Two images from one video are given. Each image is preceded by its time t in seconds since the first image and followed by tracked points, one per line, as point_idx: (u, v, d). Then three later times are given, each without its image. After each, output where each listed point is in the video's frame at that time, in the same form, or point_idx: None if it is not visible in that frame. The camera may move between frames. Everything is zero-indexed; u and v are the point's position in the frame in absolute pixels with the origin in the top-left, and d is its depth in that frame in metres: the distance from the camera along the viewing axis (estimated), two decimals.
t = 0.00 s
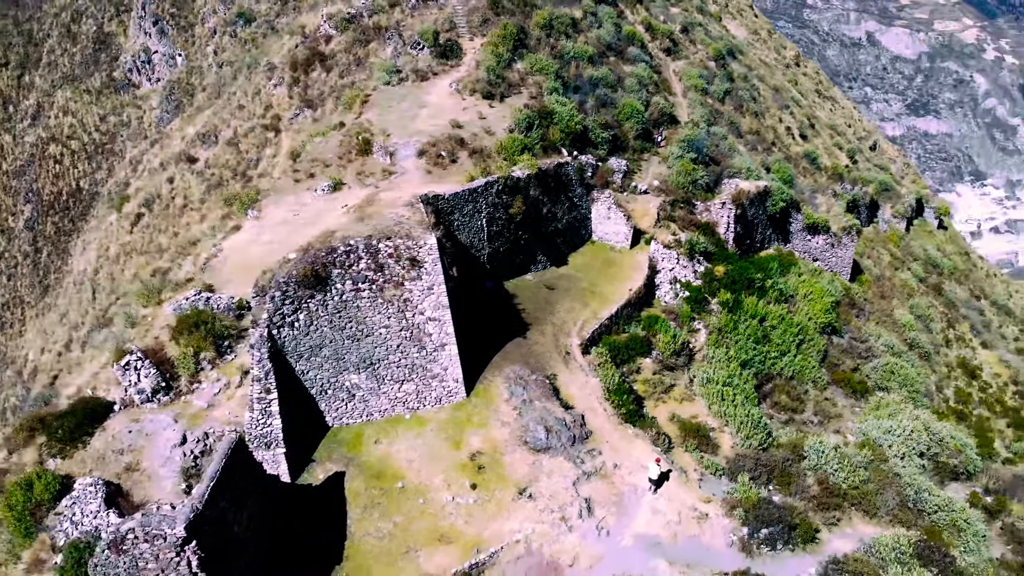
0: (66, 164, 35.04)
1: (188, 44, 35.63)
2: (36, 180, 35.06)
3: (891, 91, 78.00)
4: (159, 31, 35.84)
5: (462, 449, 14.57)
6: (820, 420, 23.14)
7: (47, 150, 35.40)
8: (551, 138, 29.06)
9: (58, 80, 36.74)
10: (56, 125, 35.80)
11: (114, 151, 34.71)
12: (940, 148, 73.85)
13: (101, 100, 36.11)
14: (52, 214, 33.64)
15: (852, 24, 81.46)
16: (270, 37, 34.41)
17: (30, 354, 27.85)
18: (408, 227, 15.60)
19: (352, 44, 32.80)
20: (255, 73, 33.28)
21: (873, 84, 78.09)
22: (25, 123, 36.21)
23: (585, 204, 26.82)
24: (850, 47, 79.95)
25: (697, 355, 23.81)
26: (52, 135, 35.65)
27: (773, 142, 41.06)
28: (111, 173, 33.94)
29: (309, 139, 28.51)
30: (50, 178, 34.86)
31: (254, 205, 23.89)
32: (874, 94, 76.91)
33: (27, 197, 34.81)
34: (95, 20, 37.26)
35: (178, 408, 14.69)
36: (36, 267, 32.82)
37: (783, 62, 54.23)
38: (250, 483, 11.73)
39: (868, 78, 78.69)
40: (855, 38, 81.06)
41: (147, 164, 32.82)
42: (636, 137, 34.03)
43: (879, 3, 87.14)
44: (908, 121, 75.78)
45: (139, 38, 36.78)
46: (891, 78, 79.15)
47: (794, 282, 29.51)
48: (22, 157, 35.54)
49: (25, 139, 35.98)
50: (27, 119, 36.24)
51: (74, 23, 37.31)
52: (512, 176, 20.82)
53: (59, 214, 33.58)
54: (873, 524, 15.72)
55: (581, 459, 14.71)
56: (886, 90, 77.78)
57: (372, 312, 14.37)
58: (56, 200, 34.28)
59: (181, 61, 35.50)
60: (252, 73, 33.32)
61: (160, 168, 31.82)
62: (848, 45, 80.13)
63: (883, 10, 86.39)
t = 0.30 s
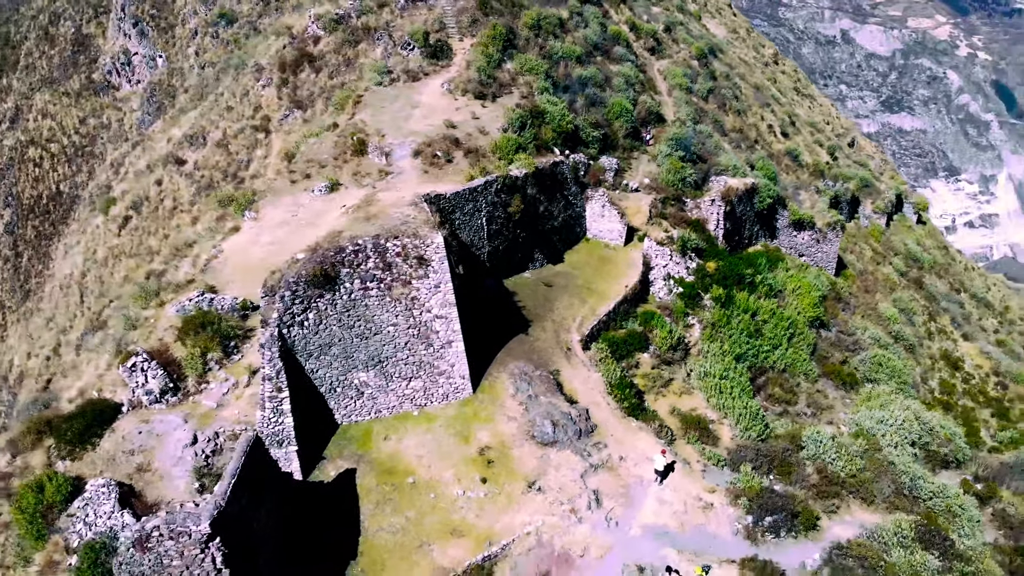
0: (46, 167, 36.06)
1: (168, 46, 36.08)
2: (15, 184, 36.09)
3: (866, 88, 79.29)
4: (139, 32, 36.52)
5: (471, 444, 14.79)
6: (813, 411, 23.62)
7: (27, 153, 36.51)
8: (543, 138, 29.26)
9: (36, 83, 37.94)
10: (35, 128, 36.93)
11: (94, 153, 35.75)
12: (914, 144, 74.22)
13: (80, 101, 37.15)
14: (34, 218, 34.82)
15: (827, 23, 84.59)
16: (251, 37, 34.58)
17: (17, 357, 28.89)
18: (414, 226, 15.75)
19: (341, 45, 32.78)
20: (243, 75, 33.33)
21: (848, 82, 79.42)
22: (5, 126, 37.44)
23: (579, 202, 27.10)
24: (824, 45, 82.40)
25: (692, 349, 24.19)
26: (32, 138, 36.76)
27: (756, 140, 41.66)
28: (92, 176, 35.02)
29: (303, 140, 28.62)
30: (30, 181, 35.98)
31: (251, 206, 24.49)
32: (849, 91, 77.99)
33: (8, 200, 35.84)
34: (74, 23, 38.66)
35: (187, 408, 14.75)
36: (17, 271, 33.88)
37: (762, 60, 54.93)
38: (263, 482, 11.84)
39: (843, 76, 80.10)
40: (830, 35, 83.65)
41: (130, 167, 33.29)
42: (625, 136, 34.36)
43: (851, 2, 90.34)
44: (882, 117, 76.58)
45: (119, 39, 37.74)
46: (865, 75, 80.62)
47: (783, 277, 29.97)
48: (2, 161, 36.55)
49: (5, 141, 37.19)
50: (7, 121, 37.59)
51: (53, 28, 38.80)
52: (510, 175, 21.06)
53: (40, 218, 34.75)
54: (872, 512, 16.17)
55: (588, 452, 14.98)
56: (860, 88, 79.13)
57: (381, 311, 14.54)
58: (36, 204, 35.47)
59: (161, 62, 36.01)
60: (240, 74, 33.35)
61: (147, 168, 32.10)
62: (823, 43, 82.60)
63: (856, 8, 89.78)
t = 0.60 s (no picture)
0: (29, 172, 35.57)
1: (152, 49, 36.20)
2: None
3: (844, 86, 81.53)
4: (123, 35, 36.41)
5: (483, 441, 14.99)
6: (811, 405, 24.01)
7: (10, 158, 35.97)
8: (539, 138, 29.43)
9: (19, 87, 37.37)
10: (18, 132, 36.42)
11: (78, 158, 35.45)
12: (892, 142, 76.19)
13: (64, 106, 36.66)
14: (18, 224, 34.52)
15: (806, 21, 86.99)
16: (236, 39, 34.82)
17: (8, 363, 28.59)
18: (424, 227, 15.93)
19: (334, 47, 32.82)
20: (234, 78, 33.30)
21: (826, 81, 81.55)
22: None
23: (578, 201, 27.41)
24: (804, 43, 84.75)
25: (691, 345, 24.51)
26: (15, 143, 36.31)
27: (743, 139, 42.18)
28: (76, 181, 34.77)
29: (301, 142, 28.72)
30: (14, 186, 35.51)
31: (252, 208, 24.67)
32: (828, 90, 80.26)
33: None
34: (55, 26, 38.16)
35: (201, 410, 14.83)
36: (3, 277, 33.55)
37: (744, 59, 55.49)
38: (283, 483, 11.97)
39: (821, 75, 82.18)
40: (808, 34, 86.08)
41: (118, 171, 33.09)
42: (618, 136, 34.66)
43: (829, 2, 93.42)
44: (860, 115, 78.67)
45: (102, 42, 37.62)
46: (843, 74, 82.79)
47: (775, 273, 30.36)
48: None
49: None
50: None
51: (34, 30, 38.26)
52: (511, 175, 21.30)
53: (26, 224, 34.53)
54: (874, 501, 16.46)
55: (598, 447, 15.23)
56: (839, 86, 81.29)
57: (393, 311, 14.72)
58: (20, 210, 35.02)
59: (145, 66, 36.04)
60: (231, 77, 33.29)
61: (137, 173, 32.00)
62: (801, 42, 84.97)
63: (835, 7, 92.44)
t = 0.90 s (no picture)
0: (7, 177, 35.93)
1: (134, 52, 36.09)
2: None
3: (817, 84, 86.53)
4: (103, 38, 36.32)
5: (493, 438, 15.23)
6: (803, 398, 24.47)
7: None
8: (532, 139, 29.65)
9: None
10: None
11: (57, 163, 35.73)
12: (866, 140, 80.94)
13: (42, 110, 36.92)
14: None
15: (778, 21, 91.90)
16: (219, 42, 34.91)
17: None
18: (431, 228, 16.14)
19: (323, 49, 32.87)
20: (222, 82, 33.33)
21: (799, 79, 86.18)
22: None
23: (572, 201, 27.68)
24: (778, 43, 89.50)
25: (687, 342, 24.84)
26: None
27: (726, 138, 42.85)
28: (54, 186, 35.17)
29: (295, 144, 28.77)
30: None
31: (250, 211, 24.76)
32: (801, 89, 84.91)
33: None
34: (32, 30, 38.20)
35: (212, 413, 14.95)
36: None
37: (722, 59, 56.27)
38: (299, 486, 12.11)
39: (794, 73, 86.80)
40: (782, 33, 90.95)
41: (100, 176, 33.51)
42: (608, 136, 35.03)
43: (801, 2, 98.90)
44: (834, 113, 83.42)
45: (81, 46, 37.63)
46: (816, 73, 87.81)
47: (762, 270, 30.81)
48: None
49: None
50: None
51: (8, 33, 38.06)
52: (510, 176, 21.62)
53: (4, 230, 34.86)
54: (872, 491, 16.84)
55: (605, 442, 15.52)
56: (812, 84, 86.16)
57: (402, 311, 14.89)
58: None
59: (126, 68, 35.95)
60: (219, 81, 33.22)
61: (125, 177, 32.09)
62: (775, 41, 89.88)
63: (806, 7, 98.02)
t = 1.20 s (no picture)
0: None
1: (113, 54, 37.61)
2: None
3: (794, 82, 87.86)
4: (82, 41, 38.07)
5: (501, 435, 15.44)
6: (797, 392, 24.88)
7: None
8: (525, 140, 29.82)
9: None
10: None
11: (37, 166, 37.68)
12: (843, 136, 84.17)
13: (22, 113, 39.08)
14: None
15: (754, 20, 92.59)
16: (201, 44, 35.56)
17: None
18: (437, 229, 16.36)
19: (312, 51, 32.69)
20: (210, 85, 33.31)
21: (776, 77, 87.77)
22: None
23: (568, 201, 27.92)
24: (752, 41, 90.80)
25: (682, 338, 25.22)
26: None
27: (710, 137, 43.41)
28: (36, 190, 36.78)
29: (290, 147, 28.76)
30: None
31: (248, 214, 24.86)
32: (778, 87, 86.46)
33: None
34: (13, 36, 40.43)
35: (223, 414, 15.04)
36: None
37: (702, 58, 56.79)
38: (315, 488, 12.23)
39: (771, 72, 88.44)
40: (757, 32, 91.93)
41: (84, 179, 34.28)
42: (598, 136, 35.33)
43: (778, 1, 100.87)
44: (810, 111, 85.51)
45: (60, 48, 39.64)
46: (792, 70, 89.46)
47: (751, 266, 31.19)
48: None
49: None
50: None
51: None
52: (508, 177, 21.90)
53: None
54: (869, 481, 17.24)
55: (611, 437, 15.80)
56: (788, 82, 87.66)
57: (411, 311, 15.07)
58: None
59: (105, 71, 37.53)
60: (208, 84, 33.18)
61: (112, 181, 32.19)
62: (751, 40, 90.93)
63: (783, 6, 99.55)
